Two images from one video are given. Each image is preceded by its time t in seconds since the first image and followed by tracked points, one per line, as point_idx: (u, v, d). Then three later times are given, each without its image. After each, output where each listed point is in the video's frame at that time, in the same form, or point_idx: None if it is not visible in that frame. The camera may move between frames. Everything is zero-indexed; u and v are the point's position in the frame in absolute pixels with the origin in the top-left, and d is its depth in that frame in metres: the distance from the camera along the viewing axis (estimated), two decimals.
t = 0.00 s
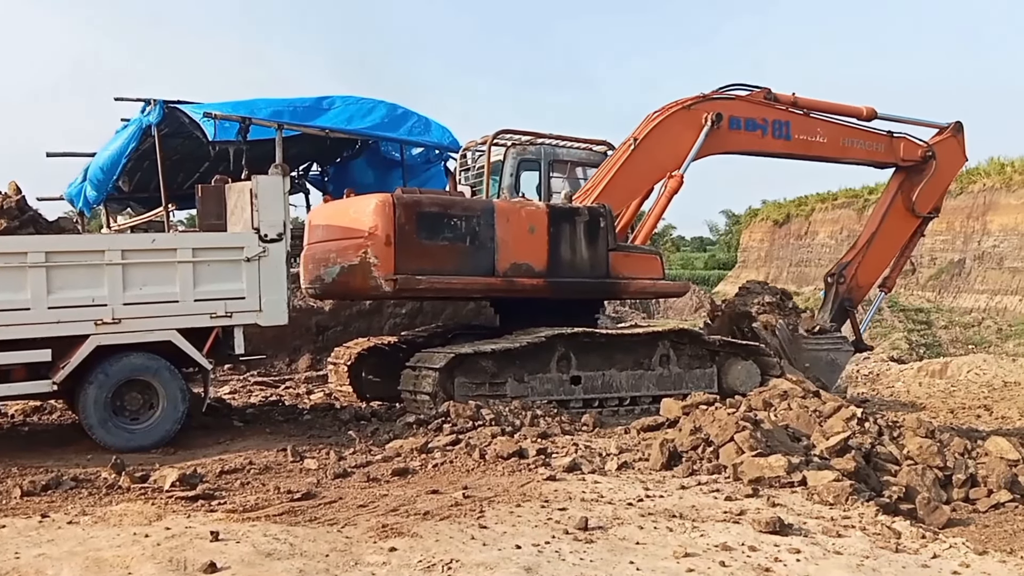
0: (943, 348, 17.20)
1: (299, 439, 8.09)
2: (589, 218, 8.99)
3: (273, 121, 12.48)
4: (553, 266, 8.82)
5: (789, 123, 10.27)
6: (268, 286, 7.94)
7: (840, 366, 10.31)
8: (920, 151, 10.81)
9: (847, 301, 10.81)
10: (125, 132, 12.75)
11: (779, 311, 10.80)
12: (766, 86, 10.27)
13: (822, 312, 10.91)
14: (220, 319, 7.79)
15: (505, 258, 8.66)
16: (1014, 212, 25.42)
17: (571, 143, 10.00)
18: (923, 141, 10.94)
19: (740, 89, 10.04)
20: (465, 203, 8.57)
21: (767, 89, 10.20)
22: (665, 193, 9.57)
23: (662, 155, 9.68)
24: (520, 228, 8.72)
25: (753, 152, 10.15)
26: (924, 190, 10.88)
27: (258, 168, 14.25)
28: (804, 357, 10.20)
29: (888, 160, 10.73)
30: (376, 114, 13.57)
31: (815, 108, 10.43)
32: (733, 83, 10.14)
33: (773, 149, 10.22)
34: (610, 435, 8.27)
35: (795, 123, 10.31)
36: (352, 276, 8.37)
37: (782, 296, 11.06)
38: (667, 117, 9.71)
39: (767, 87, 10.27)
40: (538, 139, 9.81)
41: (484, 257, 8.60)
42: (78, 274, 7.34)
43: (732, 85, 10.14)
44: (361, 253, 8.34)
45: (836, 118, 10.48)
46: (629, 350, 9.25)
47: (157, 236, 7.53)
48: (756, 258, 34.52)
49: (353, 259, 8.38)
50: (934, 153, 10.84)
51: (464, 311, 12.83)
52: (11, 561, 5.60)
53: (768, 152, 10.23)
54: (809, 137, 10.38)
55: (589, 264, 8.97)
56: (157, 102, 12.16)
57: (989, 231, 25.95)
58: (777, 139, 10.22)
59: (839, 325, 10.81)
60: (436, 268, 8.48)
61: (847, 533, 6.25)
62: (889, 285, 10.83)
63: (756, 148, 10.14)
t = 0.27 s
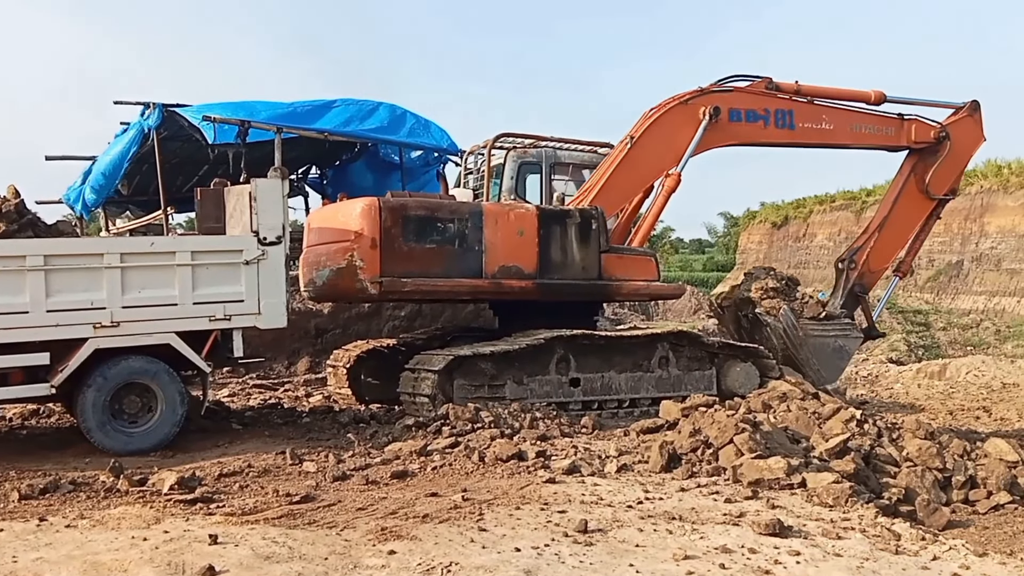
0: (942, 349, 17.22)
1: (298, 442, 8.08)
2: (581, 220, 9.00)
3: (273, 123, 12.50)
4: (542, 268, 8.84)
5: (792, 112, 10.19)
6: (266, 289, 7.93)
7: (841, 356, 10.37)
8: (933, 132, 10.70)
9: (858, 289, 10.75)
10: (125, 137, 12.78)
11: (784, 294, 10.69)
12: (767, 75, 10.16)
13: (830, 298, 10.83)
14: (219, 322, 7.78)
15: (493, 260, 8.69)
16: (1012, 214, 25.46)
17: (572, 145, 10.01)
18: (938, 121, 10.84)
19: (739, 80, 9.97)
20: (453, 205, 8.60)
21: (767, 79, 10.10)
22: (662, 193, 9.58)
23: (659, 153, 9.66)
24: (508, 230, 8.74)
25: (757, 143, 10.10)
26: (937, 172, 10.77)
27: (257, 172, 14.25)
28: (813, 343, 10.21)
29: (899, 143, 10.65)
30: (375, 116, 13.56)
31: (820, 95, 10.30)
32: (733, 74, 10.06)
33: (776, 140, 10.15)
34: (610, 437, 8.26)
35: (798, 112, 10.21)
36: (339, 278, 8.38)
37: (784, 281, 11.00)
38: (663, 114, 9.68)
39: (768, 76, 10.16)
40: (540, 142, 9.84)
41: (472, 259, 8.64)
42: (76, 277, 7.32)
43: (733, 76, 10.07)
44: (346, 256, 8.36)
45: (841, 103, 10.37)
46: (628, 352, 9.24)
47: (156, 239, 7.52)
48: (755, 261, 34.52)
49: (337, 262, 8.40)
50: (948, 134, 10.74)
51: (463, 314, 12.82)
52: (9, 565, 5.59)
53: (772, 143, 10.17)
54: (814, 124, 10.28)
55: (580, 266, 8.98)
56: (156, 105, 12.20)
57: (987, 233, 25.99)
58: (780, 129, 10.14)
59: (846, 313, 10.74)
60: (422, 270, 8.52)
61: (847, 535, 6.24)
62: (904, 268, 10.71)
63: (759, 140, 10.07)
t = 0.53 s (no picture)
0: (940, 351, 17.25)
1: (297, 444, 8.07)
2: (571, 223, 8.99)
3: (271, 125, 12.40)
4: (531, 270, 8.83)
5: (797, 98, 9.98)
6: (266, 291, 7.92)
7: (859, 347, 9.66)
8: (949, 108, 10.21)
9: (876, 274, 10.27)
10: (124, 139, 12.71)
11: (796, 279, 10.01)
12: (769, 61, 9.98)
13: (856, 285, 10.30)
14: (218, 324, 7.77)
15: (480, 263, 8.72)
16: (1009, 216, 25.54)
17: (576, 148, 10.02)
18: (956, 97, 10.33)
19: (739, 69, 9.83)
20: (438, 209, 8.66)
21: (769, 65, 9.93)
22: (660, 190, 9.56)
23: (657, 150, 9.63)
24: (496, 233, 8.76)
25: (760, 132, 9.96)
26: (956, 149, 10.28)
27: (256, 174, 14.25)
28: (822, 329, 9.54)
29: (912, 121, 10.24)
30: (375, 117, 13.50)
31: (824, 78, 10.06)
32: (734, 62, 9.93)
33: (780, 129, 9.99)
34: (609, 439, 8.27)
35: (803, 97, 10.01)
36: (326, 281, 8.46)
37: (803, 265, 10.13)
38: (659, 111, 9.65)
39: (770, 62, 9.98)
40: (543, 145, 9.87)
41: (459, 262, 8.68)
42: (75, 279, 7.32)
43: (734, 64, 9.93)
44: (333, 259, 8.43)
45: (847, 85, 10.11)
46: (627, 354, 9.24)
47: (155, 241, 7.52)
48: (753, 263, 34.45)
49: (325, 264, 8.46)
50: (968, 109, 10.21)
51: (462, 316, 12.81)
52: (8, 567, 5.58)
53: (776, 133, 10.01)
54: (820, 109, 10.07)
55: (569, 269, 8.96)
56: (154, 107, 12.15)
57: (984, 235, 26.05)
58: (784, 116, 9.96)
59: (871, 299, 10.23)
60: (408, 273, 8.59)
61: (847, 536, 6.25)
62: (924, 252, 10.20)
63: (762, 128, 9.93)
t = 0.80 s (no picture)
0: (938, 351, 17.27)
1: (297, 446, 8.08)
2: (557, 224, 9.01)
3: (270, 128, 12.40)
4: (517, 271, 8.89)
5: (801, 81, 9.85)
6: (265, 293, 7.93)
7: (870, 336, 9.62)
8: (969, 79, 9.96)
9: (895, 256, 9.94)
10: (124, 141, 12.70)
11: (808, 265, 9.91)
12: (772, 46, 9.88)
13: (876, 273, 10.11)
14: (218, 326, 7.78)
15: (464, 265, 8.80)
16: (1009, 217, 25.60)
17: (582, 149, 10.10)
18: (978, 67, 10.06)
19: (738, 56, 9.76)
20: (421, 211, 8.76)
21: (771, 50, 9.82)
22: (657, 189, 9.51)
23: (655, 146, 9.61)
24: (480, 235, 8.83)
25: (763, 119, 9.87)
26: (977, 122, 9.99)
27: (256, 176, 14.26)
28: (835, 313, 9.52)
29: (931, 95, 10.00)
30: (375, 119, 13.52)
31: (830, 59, 9.89)
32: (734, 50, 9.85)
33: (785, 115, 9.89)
34: (608, 441, 8.27)
35: (807, 80, 9.88)
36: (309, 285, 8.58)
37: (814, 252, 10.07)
38: (655, 106, 9.61)
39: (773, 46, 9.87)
40: (549, 147, 10.03)
41: (443, 264, 8.77)
42: (74, 281, 7.34)
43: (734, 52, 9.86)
44: (316, 262, 8.55)
45: (854, 64, 9.93)
46: (627, 355, 9.24)
47: (155, 243, 7.53)
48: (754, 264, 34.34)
49: (308, 268, 8.58)
50: (989, 79, 9.94)
51: (462, 317, 12.82)
52: (8, 569, 5.59)
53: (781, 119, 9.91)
54: (827, 90, 9.91)
55: (556, 270, 8.99)
56: (154, 110, 12.16)
57: (983, 236, 26.10)
58: (788, 100, 9.85)
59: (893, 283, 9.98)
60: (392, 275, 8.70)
61: (845, 537, 6.25)
62: (948, 230, 9.84)
63: (765, 115, 9.84)
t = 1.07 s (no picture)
0: (938, 352, 17.30)
1: (298, 446, 8.09)
2: (543, 225, 9.09)
3: (272, 128, 12.49)
4: (501, 273, 8.96)
5: (805, 63, 9.25)
6: (266, 294, 7.95)
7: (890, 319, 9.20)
8: (991, 44, 9.13)
9: (914, 237, 9.33)
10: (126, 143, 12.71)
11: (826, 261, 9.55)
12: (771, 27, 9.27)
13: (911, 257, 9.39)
14: (219, 327, 7.80)
15: (448, 267, 8.93)
16: (1009, 219, 25.68)
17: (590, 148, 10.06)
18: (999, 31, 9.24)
19: (732, 43, 9.25)
20: (407, 214, 8.94)
21: (772, 31, 9.21)
22: (652, 188, 9.19)
23: (650, 142, 9.23)
24: (465, 237, 8.94)
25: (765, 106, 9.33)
26: (1001, 90, 9.15)
27: (258, 177, 14.28)
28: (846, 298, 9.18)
29: (949, 65, 9.23)
30: (376, 120, 13.58)
31: (835, 36, 9.23)
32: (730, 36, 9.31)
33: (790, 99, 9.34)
34: (609, 442, 8.29)
35: (812, 61, 9.26)
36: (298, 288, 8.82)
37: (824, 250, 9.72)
38: (649, 101, 9.23)
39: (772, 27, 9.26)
40: (556, 147, 9.99)
41: (428, 265, 8.92)
42: (76, 282, 7.35)
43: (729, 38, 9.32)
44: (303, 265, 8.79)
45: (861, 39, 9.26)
46: (627, 356, 9.25)
47: (156, 244, 7.55)
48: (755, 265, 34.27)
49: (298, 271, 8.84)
50: (1013, 43, 9.09)
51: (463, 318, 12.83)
52: (10, 569, 5.60)
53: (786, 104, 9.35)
54: (833, 70, 9.27)
55: (542, 271, 9.04)
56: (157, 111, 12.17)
57: (983, 238, 26.18)
58: (791, 84, 9.26)
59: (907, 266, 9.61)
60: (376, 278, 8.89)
61: (845, 538, 6.27)
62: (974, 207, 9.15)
63: (767, 102, 9.30)
